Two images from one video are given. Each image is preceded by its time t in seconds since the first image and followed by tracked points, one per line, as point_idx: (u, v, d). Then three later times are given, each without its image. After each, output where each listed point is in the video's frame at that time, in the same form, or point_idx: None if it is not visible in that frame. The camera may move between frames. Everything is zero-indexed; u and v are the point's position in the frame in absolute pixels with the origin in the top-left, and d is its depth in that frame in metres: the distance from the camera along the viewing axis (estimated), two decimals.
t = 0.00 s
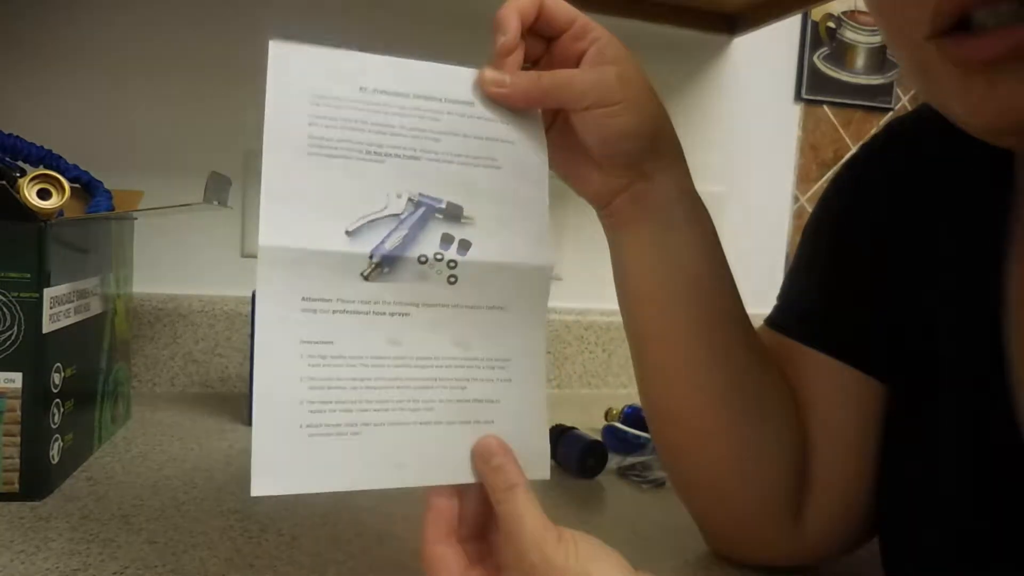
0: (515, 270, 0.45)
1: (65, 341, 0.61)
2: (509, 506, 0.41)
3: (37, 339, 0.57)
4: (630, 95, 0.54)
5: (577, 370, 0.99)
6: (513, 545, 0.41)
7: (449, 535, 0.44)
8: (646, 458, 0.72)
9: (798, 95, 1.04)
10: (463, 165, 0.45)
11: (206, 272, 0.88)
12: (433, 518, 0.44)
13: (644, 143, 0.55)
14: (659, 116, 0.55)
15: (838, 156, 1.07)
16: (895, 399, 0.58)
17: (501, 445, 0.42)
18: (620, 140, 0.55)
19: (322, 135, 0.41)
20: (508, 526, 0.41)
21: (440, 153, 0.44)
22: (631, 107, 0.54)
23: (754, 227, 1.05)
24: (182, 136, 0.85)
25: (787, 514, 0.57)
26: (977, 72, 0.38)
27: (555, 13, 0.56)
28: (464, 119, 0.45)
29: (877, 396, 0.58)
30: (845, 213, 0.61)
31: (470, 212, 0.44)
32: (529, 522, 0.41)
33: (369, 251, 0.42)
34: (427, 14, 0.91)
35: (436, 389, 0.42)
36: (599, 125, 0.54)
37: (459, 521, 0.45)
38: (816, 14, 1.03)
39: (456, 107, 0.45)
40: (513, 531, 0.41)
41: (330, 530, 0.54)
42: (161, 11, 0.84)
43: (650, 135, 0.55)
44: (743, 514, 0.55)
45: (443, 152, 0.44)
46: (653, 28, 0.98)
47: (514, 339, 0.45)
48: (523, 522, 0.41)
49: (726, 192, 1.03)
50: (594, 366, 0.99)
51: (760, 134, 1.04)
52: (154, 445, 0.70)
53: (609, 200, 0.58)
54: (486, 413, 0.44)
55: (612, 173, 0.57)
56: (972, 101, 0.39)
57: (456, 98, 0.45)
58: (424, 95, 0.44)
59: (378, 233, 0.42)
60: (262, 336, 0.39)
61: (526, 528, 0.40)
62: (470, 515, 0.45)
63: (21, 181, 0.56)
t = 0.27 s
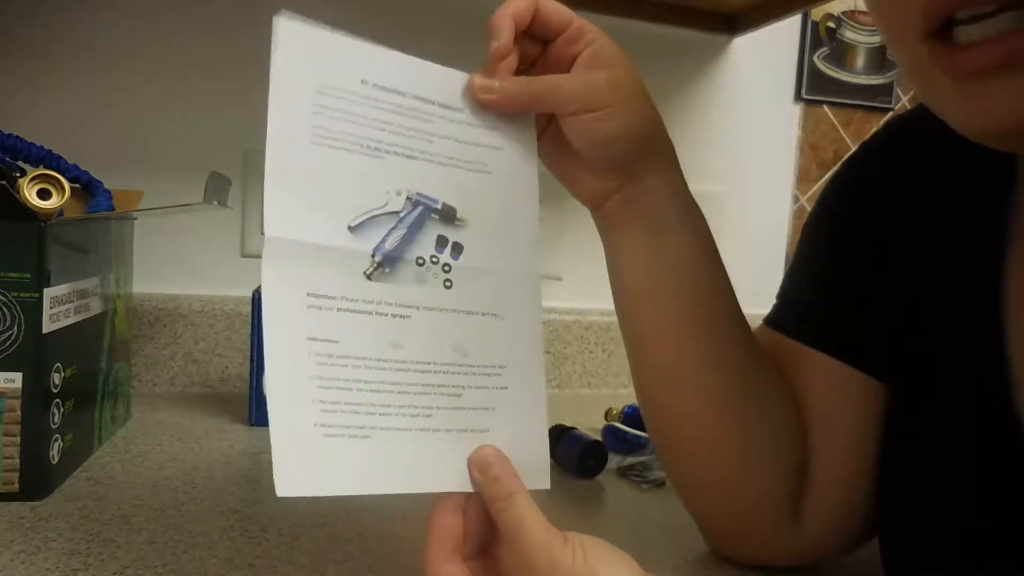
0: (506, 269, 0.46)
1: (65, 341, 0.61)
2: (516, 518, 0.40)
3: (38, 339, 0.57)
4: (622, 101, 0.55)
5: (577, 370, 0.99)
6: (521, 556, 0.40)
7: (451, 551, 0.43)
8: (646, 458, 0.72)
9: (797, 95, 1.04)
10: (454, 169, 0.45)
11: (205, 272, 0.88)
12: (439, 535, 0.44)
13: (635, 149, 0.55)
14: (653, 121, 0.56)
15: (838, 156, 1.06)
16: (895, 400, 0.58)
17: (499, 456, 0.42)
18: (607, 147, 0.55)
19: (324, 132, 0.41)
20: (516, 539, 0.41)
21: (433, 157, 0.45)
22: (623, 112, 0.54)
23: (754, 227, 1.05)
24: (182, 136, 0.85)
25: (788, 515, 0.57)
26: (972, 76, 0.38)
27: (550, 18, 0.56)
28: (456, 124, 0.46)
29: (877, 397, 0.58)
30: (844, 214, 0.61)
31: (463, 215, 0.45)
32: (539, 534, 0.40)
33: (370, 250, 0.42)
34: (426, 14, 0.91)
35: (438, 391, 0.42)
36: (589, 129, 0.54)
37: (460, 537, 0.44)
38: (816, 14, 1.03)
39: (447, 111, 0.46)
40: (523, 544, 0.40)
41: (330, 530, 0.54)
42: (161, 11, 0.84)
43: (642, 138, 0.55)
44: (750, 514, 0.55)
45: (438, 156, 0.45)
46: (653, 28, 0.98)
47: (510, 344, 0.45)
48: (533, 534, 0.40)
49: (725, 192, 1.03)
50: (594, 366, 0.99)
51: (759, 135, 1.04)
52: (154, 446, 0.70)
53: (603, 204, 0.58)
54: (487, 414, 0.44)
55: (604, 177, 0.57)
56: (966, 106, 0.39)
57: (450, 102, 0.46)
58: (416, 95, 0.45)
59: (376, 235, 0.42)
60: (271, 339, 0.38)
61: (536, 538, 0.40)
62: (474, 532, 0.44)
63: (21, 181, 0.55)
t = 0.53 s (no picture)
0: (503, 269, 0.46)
1: (65, 341, 0.61)
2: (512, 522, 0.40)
3: (38, 339, 0.57)
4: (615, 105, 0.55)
5: (577, 370, 0.99)
6: (522, 561, 0.40)
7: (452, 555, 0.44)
8: (646, 459, 0.72)
9: (797, 95, 1.04)
10: (450, 174, 0.46)
11: (205, 272, 0.88)
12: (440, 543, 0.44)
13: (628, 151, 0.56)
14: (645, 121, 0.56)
15: (838, 156, 1.06)
16: (894, 400, 0.58)
17: (498, 461, 0.42)
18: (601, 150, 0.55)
19: (318, 135, 0.41)
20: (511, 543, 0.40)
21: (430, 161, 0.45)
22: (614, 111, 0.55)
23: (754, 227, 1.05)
24: (182, 136, 0.85)
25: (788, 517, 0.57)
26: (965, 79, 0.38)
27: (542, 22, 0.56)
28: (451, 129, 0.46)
29: (877, 398, 0.58)
30: (843, 215, 0.61)
31: (459, 218, 0.45)
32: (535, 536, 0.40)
33: (366, 254, 0.42)
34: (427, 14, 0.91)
35: (438, 394, 0.43)
36: (582, 133, 0.54)
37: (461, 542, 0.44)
38: (816, 14, 1.03)
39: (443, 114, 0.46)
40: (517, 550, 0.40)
41: (330, 530, 0.54)
42: (162, 11, 0.84)
43: (637, 141, 0.55)
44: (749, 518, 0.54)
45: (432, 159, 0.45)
46: (653, 28, 0.98)
47: (509, 347, 0.45)
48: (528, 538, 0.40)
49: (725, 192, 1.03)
50: (594, 365, 0.99)
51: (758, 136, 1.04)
52: (154, 445, 0.70)
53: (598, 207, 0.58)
54: (487, 416, 0.44)
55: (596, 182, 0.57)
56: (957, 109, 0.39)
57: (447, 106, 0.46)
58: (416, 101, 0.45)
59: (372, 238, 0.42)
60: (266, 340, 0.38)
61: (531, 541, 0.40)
62: (476, 539, 0.44)
63: (21, 180, 0.55)
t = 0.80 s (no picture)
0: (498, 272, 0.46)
1: (65, 341, 0.61)
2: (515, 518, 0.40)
3: (38, 339, 0.57)
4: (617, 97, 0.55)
5: (577, 370, 0.99)
6: (526, 554, 0.40)
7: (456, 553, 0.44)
8: (646, 459, 0.72)
9: (797, 95, 1.04)
10: (445, 176, 0.46)
11: (205, 272, 0.88)
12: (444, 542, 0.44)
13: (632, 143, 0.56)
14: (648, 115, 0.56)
15: (838, 156, 1.06)
16: (894, 401, 0.58)
17: (496, 455, 0.41)
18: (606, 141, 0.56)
19: (313, 131, 0.41)
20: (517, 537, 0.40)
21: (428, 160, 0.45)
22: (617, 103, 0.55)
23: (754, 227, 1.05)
24: (182, 136, 0.85)
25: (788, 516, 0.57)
26: (962, 80, 0.38)
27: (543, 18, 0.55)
28: (447, 127, 0.46)
29: (876, 398, 0.58)
30: (843, 215, 0.61)
31: (441, 215, 0.45)
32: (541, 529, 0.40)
33: (348, 255, 0.41)
34: (427, 13, 0.91)
35: (427, 395, 0.42)
36: (584, 125, 0.55)
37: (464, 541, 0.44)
38: (816, 14, 1.03)
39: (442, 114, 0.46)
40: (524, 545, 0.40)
41: (331, 530, 0.54)
42: (162, 11, 0.84)
43: (636, 137, 0.56)
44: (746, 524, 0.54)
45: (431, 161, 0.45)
46: (653, 28, 0.98)
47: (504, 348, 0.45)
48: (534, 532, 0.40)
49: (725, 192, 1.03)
50: (594, 365, 0.99)
51: (758, 136, 1.04)
52: (155, 445, 0.70)
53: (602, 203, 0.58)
54: (478, 412, 0.43)
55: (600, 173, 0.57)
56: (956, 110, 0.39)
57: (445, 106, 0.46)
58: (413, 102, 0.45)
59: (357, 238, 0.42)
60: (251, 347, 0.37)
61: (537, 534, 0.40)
62: (478, 538, 0.44)
63: (21, 180, 0.55)
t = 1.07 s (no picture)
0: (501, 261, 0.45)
1: (65, 341, 0.61)
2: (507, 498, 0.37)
3: (38, 339, 0.57)
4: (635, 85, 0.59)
5: (577, 370, 0.99)
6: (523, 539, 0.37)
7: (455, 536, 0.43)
8: (646, 459, 0.72)
9: (797, 95, 1.04)
10: (458, 146, 0.44)
11: (205, 272, 0.88)
12: (439, 520, 0.44)
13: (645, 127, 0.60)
14: (673, 103, 0.60)
15: (838, 156, 1.06)
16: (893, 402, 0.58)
17: (486, 436, 0.39)
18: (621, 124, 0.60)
19: (312, 65, 0.38)
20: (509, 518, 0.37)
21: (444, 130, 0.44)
22: (638, 89, 0.60)
23: (754, 227, 1.05)
24: (182, 136, 0.85)
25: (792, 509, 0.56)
26: (957, 72, 0.38)
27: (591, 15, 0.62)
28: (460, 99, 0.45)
29: (877, 397, 0.57)
30: (844, 215, 0.61)
31: (444, 179, 0.44)
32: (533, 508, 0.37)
33: (351, 217, 0.39)
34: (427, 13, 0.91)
35: (435, 365, 0.40)
36: (629, 88, 0.60)
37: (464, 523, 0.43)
38: (816, 15, 1.03)
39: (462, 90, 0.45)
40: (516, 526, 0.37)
41: (331, 530, 0.54)
42: (161, 11, 0.84)
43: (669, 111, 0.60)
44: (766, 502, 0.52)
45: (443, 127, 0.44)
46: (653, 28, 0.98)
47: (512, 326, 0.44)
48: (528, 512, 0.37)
49: (725, 192, 1.03)
50: (594, 365, 0.99)
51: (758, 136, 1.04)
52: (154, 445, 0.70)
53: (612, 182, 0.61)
54: (487, 385, 0.41)
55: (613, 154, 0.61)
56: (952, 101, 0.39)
57: (464, 77, 0.45)
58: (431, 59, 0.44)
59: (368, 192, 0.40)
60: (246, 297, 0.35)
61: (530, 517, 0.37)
62: (475, 519, 0.43)
63: (21, 180, 0.55)
